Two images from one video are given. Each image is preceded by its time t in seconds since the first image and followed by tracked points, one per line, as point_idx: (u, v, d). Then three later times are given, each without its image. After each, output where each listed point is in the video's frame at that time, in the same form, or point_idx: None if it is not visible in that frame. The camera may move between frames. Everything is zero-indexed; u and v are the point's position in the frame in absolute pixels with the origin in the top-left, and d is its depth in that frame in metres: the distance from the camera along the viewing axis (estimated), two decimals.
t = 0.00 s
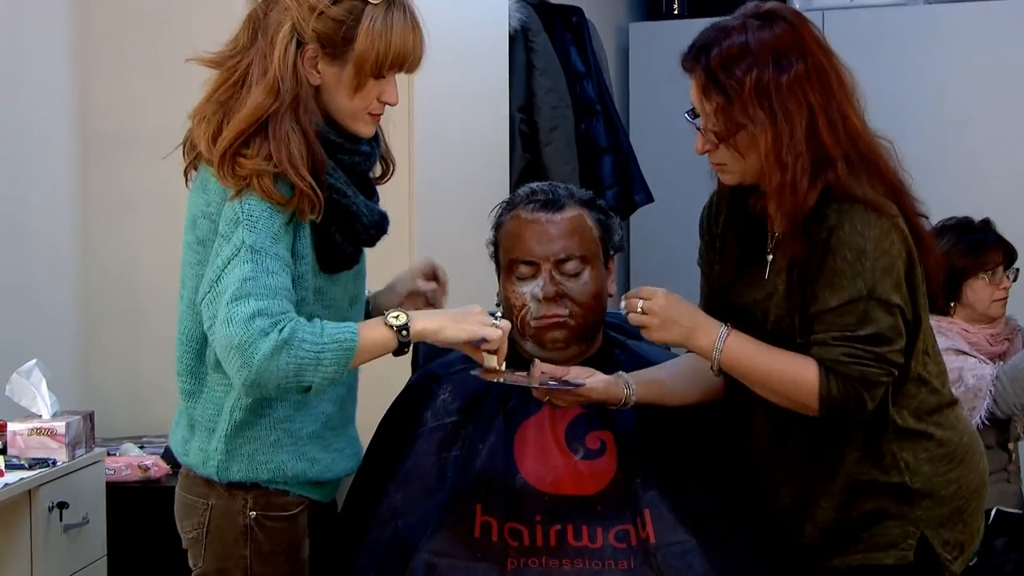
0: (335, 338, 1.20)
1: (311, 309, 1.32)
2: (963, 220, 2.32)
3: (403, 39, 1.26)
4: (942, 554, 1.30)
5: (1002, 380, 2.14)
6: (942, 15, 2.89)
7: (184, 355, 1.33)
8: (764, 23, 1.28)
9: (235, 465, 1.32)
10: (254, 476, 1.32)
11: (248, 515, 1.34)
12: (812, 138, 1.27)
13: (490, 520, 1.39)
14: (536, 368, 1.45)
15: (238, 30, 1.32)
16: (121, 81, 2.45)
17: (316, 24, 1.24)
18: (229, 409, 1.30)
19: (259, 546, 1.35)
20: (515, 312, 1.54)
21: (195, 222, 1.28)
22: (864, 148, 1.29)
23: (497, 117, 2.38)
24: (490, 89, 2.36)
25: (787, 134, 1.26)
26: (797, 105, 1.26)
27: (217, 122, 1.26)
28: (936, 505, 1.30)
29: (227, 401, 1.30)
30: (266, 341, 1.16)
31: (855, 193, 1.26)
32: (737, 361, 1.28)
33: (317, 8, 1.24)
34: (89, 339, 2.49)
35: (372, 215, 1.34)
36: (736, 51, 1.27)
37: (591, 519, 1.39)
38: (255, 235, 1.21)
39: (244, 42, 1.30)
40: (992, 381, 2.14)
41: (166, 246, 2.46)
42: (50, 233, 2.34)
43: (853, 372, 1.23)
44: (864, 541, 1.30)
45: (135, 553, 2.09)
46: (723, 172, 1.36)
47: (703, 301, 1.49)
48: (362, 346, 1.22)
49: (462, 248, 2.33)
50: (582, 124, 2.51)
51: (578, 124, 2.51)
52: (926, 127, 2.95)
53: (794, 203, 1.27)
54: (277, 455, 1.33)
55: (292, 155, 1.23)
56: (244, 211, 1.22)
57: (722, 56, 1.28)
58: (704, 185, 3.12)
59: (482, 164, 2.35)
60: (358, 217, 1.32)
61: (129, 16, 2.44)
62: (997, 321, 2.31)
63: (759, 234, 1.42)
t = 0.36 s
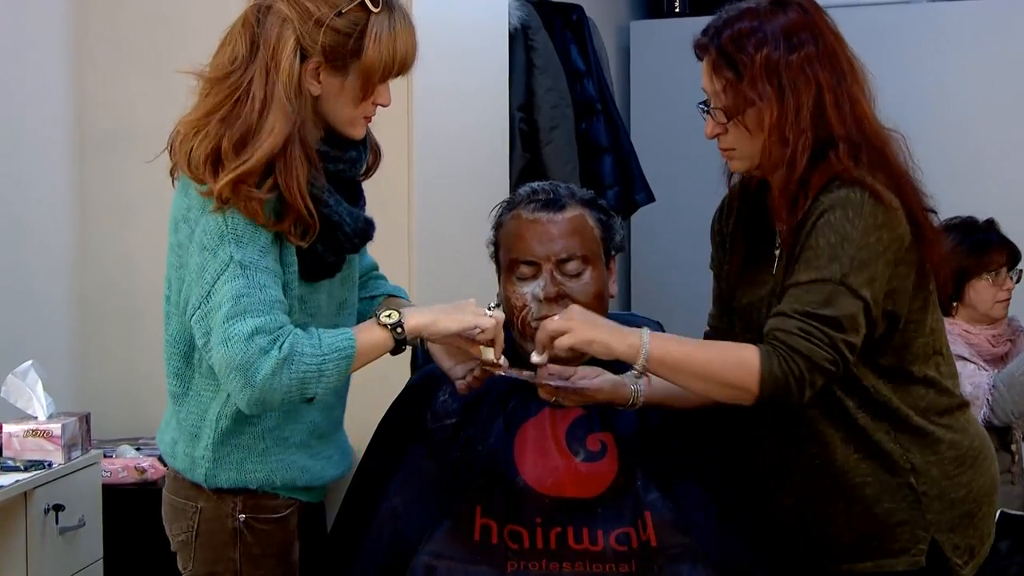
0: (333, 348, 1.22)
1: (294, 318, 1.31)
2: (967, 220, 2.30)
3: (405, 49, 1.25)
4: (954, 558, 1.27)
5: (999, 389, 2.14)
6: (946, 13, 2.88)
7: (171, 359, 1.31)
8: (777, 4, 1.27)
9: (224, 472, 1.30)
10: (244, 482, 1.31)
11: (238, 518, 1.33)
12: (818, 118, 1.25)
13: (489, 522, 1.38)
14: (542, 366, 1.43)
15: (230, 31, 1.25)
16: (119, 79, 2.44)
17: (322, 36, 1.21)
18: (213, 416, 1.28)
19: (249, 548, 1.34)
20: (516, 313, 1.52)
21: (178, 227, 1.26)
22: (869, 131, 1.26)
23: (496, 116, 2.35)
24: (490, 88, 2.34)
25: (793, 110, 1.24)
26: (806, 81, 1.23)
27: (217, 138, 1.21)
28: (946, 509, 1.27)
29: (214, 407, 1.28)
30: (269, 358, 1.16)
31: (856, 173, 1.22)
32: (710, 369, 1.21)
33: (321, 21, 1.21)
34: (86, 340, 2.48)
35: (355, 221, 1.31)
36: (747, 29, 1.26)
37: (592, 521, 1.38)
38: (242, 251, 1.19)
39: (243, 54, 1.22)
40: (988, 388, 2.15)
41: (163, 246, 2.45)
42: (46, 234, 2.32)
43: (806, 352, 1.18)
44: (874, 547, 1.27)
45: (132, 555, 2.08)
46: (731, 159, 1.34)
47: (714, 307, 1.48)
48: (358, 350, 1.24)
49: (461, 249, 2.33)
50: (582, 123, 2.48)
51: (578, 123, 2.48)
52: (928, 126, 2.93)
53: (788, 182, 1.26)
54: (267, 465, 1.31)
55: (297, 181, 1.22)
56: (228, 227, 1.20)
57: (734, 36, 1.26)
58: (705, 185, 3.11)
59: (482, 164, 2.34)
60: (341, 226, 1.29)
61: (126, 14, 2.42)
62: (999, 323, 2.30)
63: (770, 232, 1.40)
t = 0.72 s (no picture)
0: (307, 361, 1.20)
1: (293, 323, 1.30)
2: (971, 219, 2.29)
3: (397, 53, 1.24)
4: (954, 560, 1.26)
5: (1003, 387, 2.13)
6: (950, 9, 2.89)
7: (170, 367, 1.29)
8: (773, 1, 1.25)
9: (229, 475, 1.29)
10: (248, 484, 1.30)
11: (243, 513, 1.31)
12: (814, 114, 1.23)
13: (489, 524, 1.37)
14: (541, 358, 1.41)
15: (222, 37, 1.24)
16: (116, 79, 2.42)
17: (312, 43, 1.20)
18: (214, 420, 1.27)
19: (253, 544, 1.32)
20: (517, 313, 1.51)
21: (174, 233, 1.24)
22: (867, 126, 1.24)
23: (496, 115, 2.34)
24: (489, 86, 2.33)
25: (788, 109, 1.22)
26: (802, 80, 1.22)
27: (214, 150, 1.19)
28: (948, 510, 1.25)
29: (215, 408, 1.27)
30: (242, 376, 1.17)
31: (853, 168, 1.20)
32: (704, 360, 1.20)
33: (311, 28, 1.20)
34: (82, 338, 2.46)
35: (349, 223, 1.28)
36: (743, 27, 1.24)
37: (592, 523, 1.36)
38: (227, 265, 1.19)
39: (233, 62, 1.22)
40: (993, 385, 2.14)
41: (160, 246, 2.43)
42: (43, 233, 2.31)
43: (795, 344, 1.15)
44: (876, 549, 1.25)
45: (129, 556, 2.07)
46: (731, 156, 1.32)
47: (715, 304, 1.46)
48: (334, 355, 1.23)
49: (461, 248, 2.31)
50: (582, 121, 2.46)
51: (579, 121, 2.46)
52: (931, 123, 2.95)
53: (785, 178, 1.25)
54: (271, 465, 1.30)
55: (299, 196, 1.21)
56: (215, 240, 1.19)
57: (730, 34, 1.25)
58: (705, 184, 3.09)
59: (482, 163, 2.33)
60: (336, 234, 1.27)
61: (123, 12, 2.41)
62: (1001, 322, 2.27)
63: (770, 229, 1.38)
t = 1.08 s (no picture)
0: (322, 383, 1.26)
1: (298, 330, 1.32)
2: (973, 215, 2.27)
3: (385, 68, 1.22)
4: (959, 558, 1.25)
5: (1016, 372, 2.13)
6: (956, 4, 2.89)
7: (179, 368, 1.32)
8: (763, 9, 1.23)
9: (235, 467, 1.31)
10: (255, 475, 1.32)
11: (250, 497, 1.32)
12: (808, 124, 1.20)
13: (489, 522, 1.35)
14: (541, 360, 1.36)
15: (217, 57, 1.25)
16: (113, 76, 2.41)
17: (296, 63, 1.19)
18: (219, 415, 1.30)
19: (261, 530, 1.33)
20: (517, 310, 1.49)
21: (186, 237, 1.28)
22: (864, 134, 1.22)
23: (495, 112, 2.32)
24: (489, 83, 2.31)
25: (783, 126, 1.20)
26: (796, 93, 1.19)
27: (209, 172, 1.21)
28: (954, 510, 1.23)
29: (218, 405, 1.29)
30: (258, 395, 1.22)
31: (852, 180, 1.18)
32: (699, 367, 1.17)
33: (295, 50, 1.19)
34: (79, 335, 2.44)
35: (352, 231, 1.29)
36: (733, 40, 1.22)
37: (592, 522, 1.35)
38: (237, 284, 1.22)
39: (227, 80, 1.23)
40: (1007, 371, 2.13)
41: (156, 244, 2.41)
42: (39, 229, 2.30)
43: (800, 349, 1.14)
44: (880, 550, 1.24)
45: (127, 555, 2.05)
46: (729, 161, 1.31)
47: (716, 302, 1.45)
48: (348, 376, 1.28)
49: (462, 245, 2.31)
50: (583, 118, 2.43)
51: (580, 117, 2.43)
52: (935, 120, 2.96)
53: (782, 191, 1.22)
54: (275, 460, 1.32)
55: (290, 210, 1.21)
56: (222, 259, 1.22)
57: (719, 46, 1.23)
58: (706, 180, 3.08)
59: (482, 159, 2.31)
60: (341, 247, 1.28)
61: (119, 8, 2.39)
62: (1005, 319, 2.27)
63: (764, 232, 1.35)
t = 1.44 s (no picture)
0: (350, 392, 1.32)
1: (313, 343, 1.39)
2: (976, 212, 2.23)
3: (367, 108, 1.25)
4: (968, 558, 1.23)
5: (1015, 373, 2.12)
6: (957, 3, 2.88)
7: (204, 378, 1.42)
8: (761, 23, 1.19)
9: (248, 463, 1.40)
10: (263, 471, 1.40)
11: (263, 485, 1.41)
12: (812, 141, 1.18)
13: (488, 522, 1.34)
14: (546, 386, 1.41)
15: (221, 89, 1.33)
16: (110, 73, 2.39)
17: (283, 100, 1.24)
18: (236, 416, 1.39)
19: (276, 514, 1.42)
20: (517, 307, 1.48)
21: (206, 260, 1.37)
22: (870, 147, 1.19)
23: (495, 109, 2.31)
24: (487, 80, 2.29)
25: (788, 148, 1.17)
26: (797, 112, 1.17)
27: (206, 203, 1.29)
28: (960, 508, 1.22)
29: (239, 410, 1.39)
30: (289, 408, 1.30)
31: (864, 195, 1.16)
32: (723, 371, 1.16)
33: (280, 87, 1.24)
34: (74, 334, 2.43)
35: (346, 255, 1.36)
36: (731, 57, 1.18)
37: (593, 522, 1.34)
38: (245, 305, 1.30)
39: (224, 112, 1.31)
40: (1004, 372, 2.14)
41: (152, 242, 2.40)
42: (36, 228, 2.28)
43: (819, 366, 1.14)
44: (889, 550, 1.23)
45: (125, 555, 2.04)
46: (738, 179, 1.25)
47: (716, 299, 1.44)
48: (377, 386, 1.34)
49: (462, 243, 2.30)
50: (584, 114, 2.42)
51: (580, 113, 2.41)
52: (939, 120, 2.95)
53: (791, 214, 1.19)
54: (284, 455, 1.39)
55: (282, 237, 1.28)
56: (231, 282, 1.31)
57: (717, 64, 1.19)
58: (707, 178, 3.07)
59: (481, 156, 2.29)
60: (335, 269, 1.36)
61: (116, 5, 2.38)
62: (1008, 317, 2.26)
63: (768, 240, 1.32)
